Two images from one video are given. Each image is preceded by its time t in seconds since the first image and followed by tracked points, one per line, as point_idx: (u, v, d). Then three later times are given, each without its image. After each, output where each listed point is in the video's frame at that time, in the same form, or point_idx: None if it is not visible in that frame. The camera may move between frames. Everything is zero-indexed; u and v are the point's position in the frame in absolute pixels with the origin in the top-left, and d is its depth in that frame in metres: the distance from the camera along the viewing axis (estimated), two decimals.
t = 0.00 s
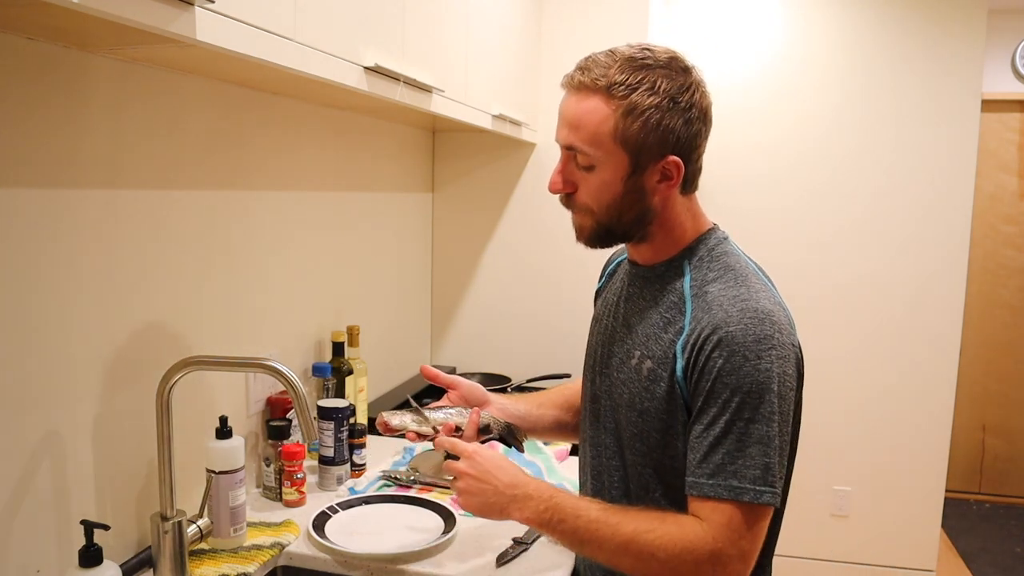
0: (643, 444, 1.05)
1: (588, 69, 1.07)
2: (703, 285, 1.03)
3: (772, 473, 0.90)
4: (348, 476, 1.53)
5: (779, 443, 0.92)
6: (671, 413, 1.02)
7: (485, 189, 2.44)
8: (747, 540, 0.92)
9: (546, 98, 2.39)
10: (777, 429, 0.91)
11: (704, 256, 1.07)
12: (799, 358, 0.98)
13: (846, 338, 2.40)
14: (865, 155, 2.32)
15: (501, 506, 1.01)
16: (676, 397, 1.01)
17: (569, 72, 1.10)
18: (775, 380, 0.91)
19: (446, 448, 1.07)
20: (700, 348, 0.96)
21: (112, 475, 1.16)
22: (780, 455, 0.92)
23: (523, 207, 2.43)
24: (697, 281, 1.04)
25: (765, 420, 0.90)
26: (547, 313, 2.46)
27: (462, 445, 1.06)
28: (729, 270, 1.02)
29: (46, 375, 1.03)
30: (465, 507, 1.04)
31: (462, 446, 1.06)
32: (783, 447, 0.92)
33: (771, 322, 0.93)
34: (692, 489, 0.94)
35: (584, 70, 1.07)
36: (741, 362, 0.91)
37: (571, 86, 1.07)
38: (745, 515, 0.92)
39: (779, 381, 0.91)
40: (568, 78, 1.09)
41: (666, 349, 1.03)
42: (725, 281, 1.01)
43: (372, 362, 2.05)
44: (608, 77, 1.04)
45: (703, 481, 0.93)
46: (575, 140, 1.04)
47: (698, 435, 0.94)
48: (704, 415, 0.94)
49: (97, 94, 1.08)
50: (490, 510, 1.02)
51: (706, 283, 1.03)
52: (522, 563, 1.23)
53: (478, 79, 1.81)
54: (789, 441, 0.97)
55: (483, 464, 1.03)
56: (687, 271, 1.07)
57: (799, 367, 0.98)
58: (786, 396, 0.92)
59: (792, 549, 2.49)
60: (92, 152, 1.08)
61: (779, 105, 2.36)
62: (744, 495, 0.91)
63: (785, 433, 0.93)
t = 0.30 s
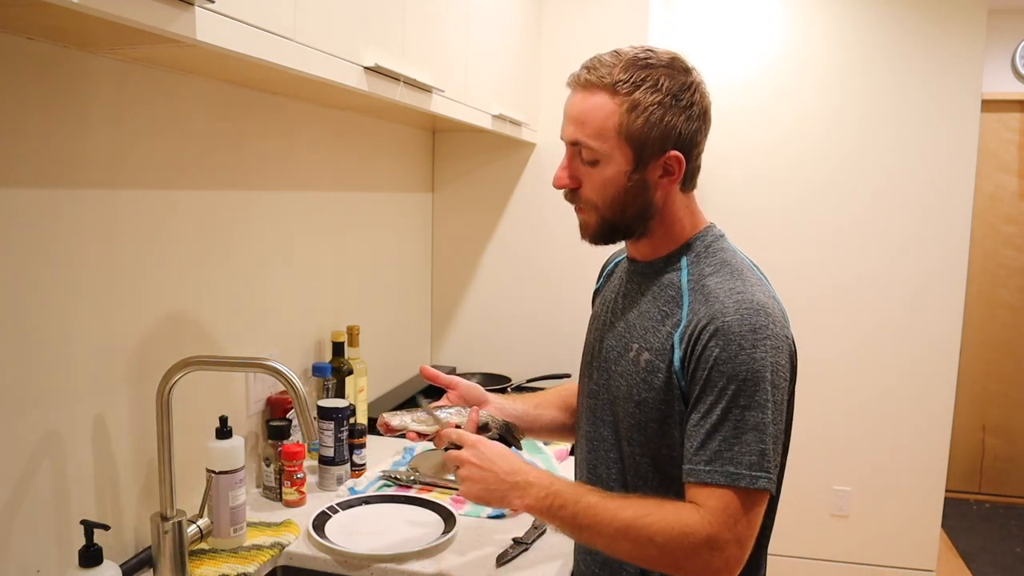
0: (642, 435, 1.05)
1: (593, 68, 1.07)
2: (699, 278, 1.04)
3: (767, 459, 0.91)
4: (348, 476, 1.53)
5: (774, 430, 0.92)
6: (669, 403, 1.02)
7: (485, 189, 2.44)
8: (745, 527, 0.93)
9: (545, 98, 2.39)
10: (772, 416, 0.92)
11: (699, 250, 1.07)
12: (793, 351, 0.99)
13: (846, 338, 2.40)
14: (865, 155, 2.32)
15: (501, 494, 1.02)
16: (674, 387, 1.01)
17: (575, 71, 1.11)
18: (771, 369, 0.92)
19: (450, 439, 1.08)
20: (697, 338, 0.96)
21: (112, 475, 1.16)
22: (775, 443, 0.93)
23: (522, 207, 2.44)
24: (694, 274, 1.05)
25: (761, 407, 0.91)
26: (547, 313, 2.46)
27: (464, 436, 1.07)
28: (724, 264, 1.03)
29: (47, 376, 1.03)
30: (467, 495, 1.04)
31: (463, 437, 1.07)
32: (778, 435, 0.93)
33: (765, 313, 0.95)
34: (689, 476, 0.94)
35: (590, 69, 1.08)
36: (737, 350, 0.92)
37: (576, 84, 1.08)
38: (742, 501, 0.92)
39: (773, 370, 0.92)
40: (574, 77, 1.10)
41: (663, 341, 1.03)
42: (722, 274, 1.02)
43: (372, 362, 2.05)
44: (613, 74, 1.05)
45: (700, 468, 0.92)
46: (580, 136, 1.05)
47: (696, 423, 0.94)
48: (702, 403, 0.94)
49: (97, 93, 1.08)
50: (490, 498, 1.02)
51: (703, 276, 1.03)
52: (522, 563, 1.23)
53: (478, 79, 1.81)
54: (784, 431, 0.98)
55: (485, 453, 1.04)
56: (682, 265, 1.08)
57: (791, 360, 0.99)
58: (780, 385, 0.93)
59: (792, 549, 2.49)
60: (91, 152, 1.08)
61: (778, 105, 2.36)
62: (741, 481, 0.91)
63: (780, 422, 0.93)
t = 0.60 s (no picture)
0: (641, 431, 1.05)
1: (589, 71, 1.08)
2: (696, 275, 1.04)
3: (767, 452, 0.91)
4: (348, 476, 1.53)
5: (773, 423, 0.93)
6: (668, 399, 1.02)
7: (485, 189, 2.44)
8: (745, 520, 0.93)
9: (545, 98, 2.39)
10: (770, 410, 0.92)
11: (695, 248, 1.08)
12: (788, 347, 0.99)
13: (847, 338, 2.40)
14: (865, 155, 2.32)
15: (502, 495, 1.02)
16: (672, 384, 1.01)
17: (570, 75, 1.11)
18: (769, 364, 0.92)
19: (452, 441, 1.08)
20: (696, 335, 0.96)
21: (112, 475, 1.16)
22: (774, 436, 0.93)
23: (522, 207, 2.44)
24: (690, 273, 1.05)
25: (759, 401, 0.91)
26: (547, 313, 2.46)
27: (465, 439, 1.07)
28: (720, 262, 1.04)
29: (47, 375, 1.03)
30: (470, 499, 1.04)
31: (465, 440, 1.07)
32: (776, 428, 0.93)
33: (762, 309, 0.95)
34: (690, 471, 0.94)
35: (586, 72, 1.08)
36: (736, 345, 0.92)
37: (573, 87, 1.08)
38: (743, 494, 0.92)
39: (771, 365, 0.92)
40: (570, 80, 1.10)
41: (661, 338, 1.03)
42: (718, 272, 1.02)
43: (372, 362, 2.05)
44: (609, 77, 1.05)
45: (700, 462, 0.93)
46: (578, 137, 1.05)
47: (695, 419, 0.94)
48: (702, 399, 0.94)
49: (97, 93, 1.08)
50: (492, 500, 1.02)
51: (699, 274, 1.04)
52: (522, 562, 1.23)
53: (478, 79, 1.81)
54: (780, 424, 0.98)
55: (485, 456, 1.04)
56: (678, 263, 1.08)
57: (788, 356, 1.00)
58: (777, 380, 0.94)
59: (792, 549, 2.49)
60: (92, 153, 1.08)
61: (778, 105, 2.36)
62: (742, 474, 0.91)
63: (777, 416, 0.94)
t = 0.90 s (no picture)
0: (642, 428, 1.05)
1: (588, 69, 1.08)
2: (694, 272, 1.04)
3: (769, 445, 0.91)
4: (348, 476, 1.53)
5: (774, 415, 0.93)
6: (668, 396, 1.02)
7: (485, 189, 2.44)
8: (749, 512, 0.93)
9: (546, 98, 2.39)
10: (770, 403, 0.92)
11: (692, 245, 1.08)
12: (787, 341, 1.00)
13: (847, 338, 2.40)
14: (865, 155, 2.32)
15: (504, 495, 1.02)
16: (672, 380, 1.01)
17: (569, 74, 1.11)
18: (768, 357, 0.92)
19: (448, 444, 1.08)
20: (696, 331, 0.97)
21: (112, 475, 1.16)
22: (775, 429, 0.93)
23: (522, 207, 2.44)
24: (689, 269, 1.05)
25: (760, 394, 0.91)
26: (546, 313, 2.46)
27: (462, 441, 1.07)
28: (717, 258, 1.04)
29: (49, 375, 1.04)
30: (471, 501, 1.04)
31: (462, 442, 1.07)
32: (776, 421, 0.93)
33: (760, 303, 0.95)
34: (692, 466, 0.93)
35: (585, 70, 1.08)
36: (736, 340, 0.92)
37: (572, 85, 1.08)
38: (747, 487, 0.92)
39: (770, 358, 0.93)
40: (569, 79, 1.10)
41: (661, 335, 1.03)
42: (716, 268, 1.02)
43: (372, 362, 2.05)
44: (608, 74, 1.05)
45: (702, 457, 0.92)
46: (577, 135, 1.05)
47: (696, 414, 0.94)
48: (703, 393, 0.94)
49: (96, 93, 1.08)
50: (493, 501, 1.03)
51: (697, 271, 1.04)
52: (522, 562, 1.23)
53: (478, 78, 1.81)
54: (780, 418, 0.99)
55: (484, 457, 1.04)
56: (675, 261, 1.08)
57: (787, 349, 1.00)
58: (777, 373, 0.94)
59: (792, 549, 2.49)
60: (92, 153, 1.08)
61: (778, 106, 2.36)
62: (744, 467, 0.91)
63: (777, 409, 0.94)
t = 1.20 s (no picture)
0: (642, 428, 1.05)
1: (587, 70, 1.07)
2: (693, 272, 1.04)
3: (768, 444, 0.91)
4: (348, 476, 1.53)
5: (774, 414, 0.93)
6: (668, 395, 1.02)
7: (485, 189, 2.44)
8: (749, 512, 0.93)
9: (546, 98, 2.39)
10: (769, 402, 0.92)
11: (691, 245, 1.08)
12: (786, 340, 1.00)
13: (847, 338, 2.40)
14: (864, 155, 2.32)
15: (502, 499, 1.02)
16: (672, 379, 1.01)
17: (569, 74, 1.11)
18: (767, 356, 0.92)
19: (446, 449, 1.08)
20: (695, 331, 0.96)
21: (112, 475, 1.16)
22: (774, 427, 0.93)
23: (522, 207, 2.44)
24: (688, 269, 1.05)
25: (759, 392, 0.91)
26: (546, 313, 2.46)
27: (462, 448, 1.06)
28: (716, 258, 1.04)
29: (52, 374, 1.04)
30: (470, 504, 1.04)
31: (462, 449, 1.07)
32: (776, 419, 0.93)
33: (759, 302, 0.95)
34: (691, 465, 0.93)
35: (584, 70, 1.08)
36: (735, 339, 0.92)
37: (572, 85, 1.08)
38: (746, 486, 0.92)
39: (769, 356, 0.93)
40: (569, 79, 1.10)
41: (660, 335, 1.03)
42: (715, 267, 1.02)
43: (372, 362, 2.05)
44: (607, 74, 1.05)
45: (702, 456, 0.92)
46: (578, 135, 1.05)
47: (696, 413, 0.94)
48: (703, 392, 0.94)
49: (96, 93, 1.08)
50: (493, 504, 1.03)
51: (697, 271, 1.04)
52: (523, 562, 1.23)
53: (478, 78, 1.81)
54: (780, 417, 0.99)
55: (482, 461, 1.04)
56: (675, 261, 1.08)
57: (787, 348, 1.00)
58: (776, 372, 0.94)
59: (791, 549, 2.49)
60: (92, 152, 1.08)
61: (778, 105, 2.36)
62: (744, 466, 0.91)
63: (776, 407, 0.94)
